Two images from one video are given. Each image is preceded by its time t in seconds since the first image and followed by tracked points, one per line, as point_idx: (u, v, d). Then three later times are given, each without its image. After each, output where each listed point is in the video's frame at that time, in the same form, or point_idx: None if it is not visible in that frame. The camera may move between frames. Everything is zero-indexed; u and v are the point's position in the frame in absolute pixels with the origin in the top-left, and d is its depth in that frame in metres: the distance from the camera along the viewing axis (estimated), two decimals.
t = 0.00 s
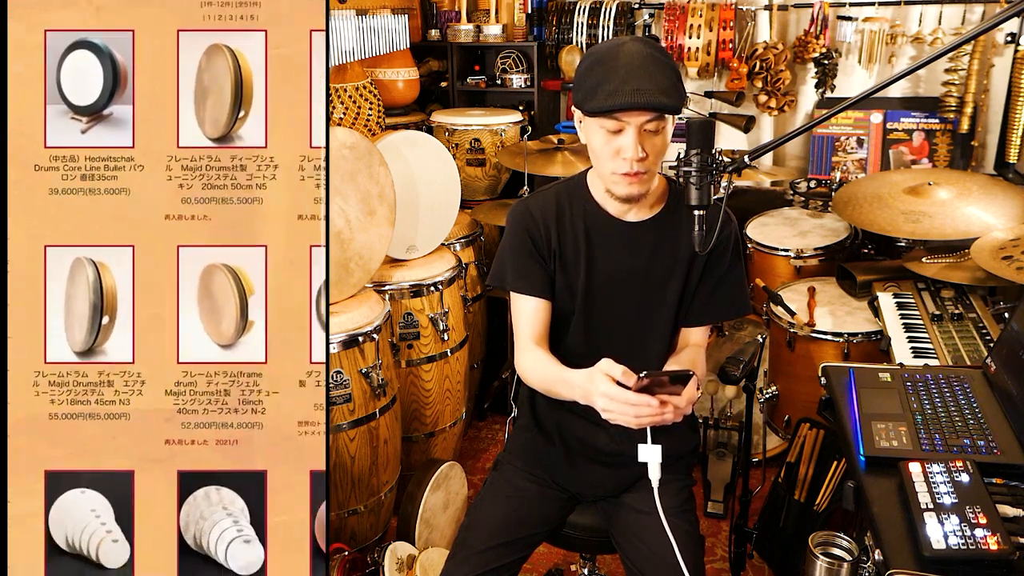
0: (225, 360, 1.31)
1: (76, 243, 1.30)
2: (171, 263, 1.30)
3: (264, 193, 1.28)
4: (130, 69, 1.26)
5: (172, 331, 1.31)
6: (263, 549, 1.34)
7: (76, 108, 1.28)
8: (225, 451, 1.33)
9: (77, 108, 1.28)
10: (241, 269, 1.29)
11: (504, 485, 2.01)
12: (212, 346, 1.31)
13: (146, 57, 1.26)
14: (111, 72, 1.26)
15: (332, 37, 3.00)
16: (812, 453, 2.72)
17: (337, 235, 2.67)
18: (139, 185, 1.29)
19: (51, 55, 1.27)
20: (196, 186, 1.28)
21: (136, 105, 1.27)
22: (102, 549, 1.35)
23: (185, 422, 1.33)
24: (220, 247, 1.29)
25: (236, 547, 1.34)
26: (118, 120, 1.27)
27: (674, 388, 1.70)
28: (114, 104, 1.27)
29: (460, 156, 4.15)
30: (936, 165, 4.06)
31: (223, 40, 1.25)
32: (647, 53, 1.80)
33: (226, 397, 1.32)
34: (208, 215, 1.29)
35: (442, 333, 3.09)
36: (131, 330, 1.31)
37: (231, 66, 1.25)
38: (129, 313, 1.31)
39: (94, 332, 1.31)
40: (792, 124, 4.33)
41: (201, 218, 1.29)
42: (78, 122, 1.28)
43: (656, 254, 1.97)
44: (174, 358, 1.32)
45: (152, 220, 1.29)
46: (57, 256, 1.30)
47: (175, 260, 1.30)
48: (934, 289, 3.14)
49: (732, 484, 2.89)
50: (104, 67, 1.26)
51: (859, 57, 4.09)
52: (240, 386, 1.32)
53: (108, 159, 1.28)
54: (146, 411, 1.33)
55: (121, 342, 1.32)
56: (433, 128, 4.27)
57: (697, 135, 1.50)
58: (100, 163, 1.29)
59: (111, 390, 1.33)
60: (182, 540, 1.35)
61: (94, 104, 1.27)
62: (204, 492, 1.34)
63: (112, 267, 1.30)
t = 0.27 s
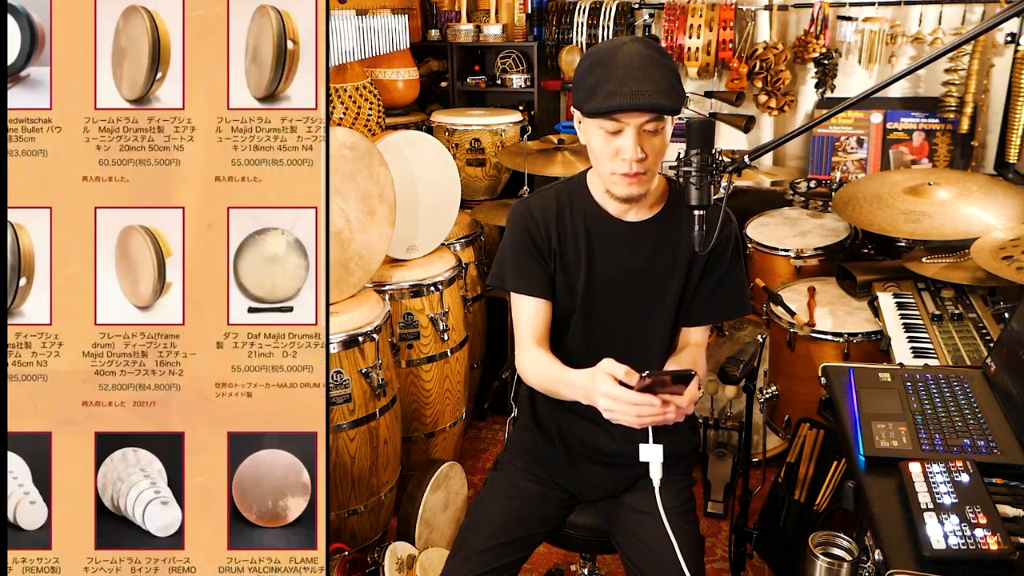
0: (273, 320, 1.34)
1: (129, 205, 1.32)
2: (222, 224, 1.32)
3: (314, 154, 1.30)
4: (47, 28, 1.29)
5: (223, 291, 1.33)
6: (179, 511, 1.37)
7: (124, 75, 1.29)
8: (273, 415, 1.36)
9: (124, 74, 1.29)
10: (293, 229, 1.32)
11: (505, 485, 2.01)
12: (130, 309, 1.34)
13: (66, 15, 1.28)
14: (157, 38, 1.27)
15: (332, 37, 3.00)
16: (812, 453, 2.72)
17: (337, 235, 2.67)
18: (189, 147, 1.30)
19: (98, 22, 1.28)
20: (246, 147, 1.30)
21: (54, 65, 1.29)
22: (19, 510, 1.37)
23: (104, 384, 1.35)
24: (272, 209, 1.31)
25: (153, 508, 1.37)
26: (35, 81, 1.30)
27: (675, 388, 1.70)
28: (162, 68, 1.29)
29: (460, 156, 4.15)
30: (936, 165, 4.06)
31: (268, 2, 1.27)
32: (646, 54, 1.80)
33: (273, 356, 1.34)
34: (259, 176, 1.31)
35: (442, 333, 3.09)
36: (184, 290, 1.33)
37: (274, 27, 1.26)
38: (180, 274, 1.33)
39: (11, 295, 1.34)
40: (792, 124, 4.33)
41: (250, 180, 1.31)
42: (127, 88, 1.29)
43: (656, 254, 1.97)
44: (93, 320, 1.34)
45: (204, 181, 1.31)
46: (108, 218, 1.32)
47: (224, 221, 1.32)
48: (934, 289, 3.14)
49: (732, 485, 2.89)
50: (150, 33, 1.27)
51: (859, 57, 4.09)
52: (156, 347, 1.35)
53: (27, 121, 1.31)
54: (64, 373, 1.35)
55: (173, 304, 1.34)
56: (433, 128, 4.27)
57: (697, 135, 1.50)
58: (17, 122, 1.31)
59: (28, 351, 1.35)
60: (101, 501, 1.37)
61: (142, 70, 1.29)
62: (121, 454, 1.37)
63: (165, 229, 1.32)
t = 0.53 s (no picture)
0: (257, 313, 1.23)
1: (108, 198, 1.21)
2: (204, 217, 1.21)
3: (298, 148, 1.20)
4: (28, 22, 1.18)
5: (205, 283, 1.22)
6: (163, 504, 1.26)
7: (107, 69, 1.19)
8: (256, 409, 1.25)
9: (107, 67, 1.19)
10: (275, 222, 1.21)
11: (504, 485, 2.01)
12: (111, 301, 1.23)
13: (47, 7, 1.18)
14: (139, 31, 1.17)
15: (332, 37, 3.01)
16: (812, 453, 2.72)
17: (337, 235, 2.67)
18: (172, 137, 1.20)
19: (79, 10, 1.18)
20: (229, 140, 1.20)
21: (35, 58, 1.19)
22: None
23: (86, 375, 1.25)
24: (253, 201, 1.20)
25: (136, 502, 1.26)
26: (15, 74, 1.19)
27: (674, 388, 1.69)
28: (145, 61, 1.19)
29: (460, 156, 4.15)
30: (936, 165, 4.06)
31: None
32: (644, 54, 1.80)
33: (255, 350, 1.23)
34: (242, 169, 1.21)
35: (442, 333, 3.09)
36: (166, 285, 1.23)
37: (256, 19, 1.16)
38: (163, 269, 1.23)
39: None
40: (792, 124, 4.33)
41: (232, 173, 1.21)
42: (109, 81, 1.19)
43: (656, 254, 1.97)
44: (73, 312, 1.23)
45: (185, 173, 1.21)
46: (90, 211, 1.22)
47: (208, 215, 1.21)
48: (934, 289, 3.14)
49: (732, 485, 2.89)
50: (133, 25, 1.17)
51: (859, 57, 4.09)
52: (139, 340, 1.24)
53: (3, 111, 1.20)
54: (45, 367, 1.24)
55: (154, 300, 1.23)
56: (433, 128, 4.27)
57: (697, 136, 1.50)
58: None
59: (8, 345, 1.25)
60: (81, 495, 1.26)
61: (125, 62, 1.18)
62: (102, 446, 1.26)
63: (147, 222, 1.22)
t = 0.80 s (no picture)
0: (249, 300, 1.22)
1: (101, 185, 1.21)
2: (196, 204, 1.21)
3: (290, 135, 1.19)
4: (21, 10, 1.18)
5: (198, 272, 1.22)
6: (155, 492, 1.26)
7: (100, 56, 1.18)
8: (248, 398, 1.24)
9: (99, 55, 1.18)
10: (267, 209, 1.20)
11: (505, 485, 2.01)
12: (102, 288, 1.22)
13: None
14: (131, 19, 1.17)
15: (332, 36, 3.01)
16: (812, 453, 2.72)
17: (337, 235, 2.67)
18: (163, 124, 1.19)
19: None
20: (221, 127, 1.19)
21: (28, 45, 1.18)
22: None
23: (78, 363, 1.24)
24: (247, 188, 1.20)
25: (128, 489, 1.26)
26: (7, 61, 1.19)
27: (676, 388, 1.70)
28: (137, 48, 1.18)
29: (460, 156, 4.15)
30: (936, 165, 4.06)
31: None
32: (644, 53, 1.80)
33: (247, 337, 1.23)
34: (234, 157, 1.20)
35: (442, 333, 3.09)
36: (158, 271, 1.22)
37: (250, 7, 1.15)
38: (155, 256, 1.22)
39: None
40: (792, 124, 4.33)
41: (225, 160, 1.20)
42: (102, 69, 1.18)
43: (656, 254, 1.97)
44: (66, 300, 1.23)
45: (177, 160, 1.20)
46: (83, 198, 1.21)
47: (200, 202, 1.21)
48: (934, 289, 3.14)
49: (732, 485, 2.89)
50: (125, 12, 1.16)
51: (859, 57, 4.09)
52: (130, 327, 1.23)
53: None
54: (37, 354, 1.24)
55: (146, 287, 1.22)
56: (433, 128, 4.27)
57: (697, 135, 1.50)
58: None
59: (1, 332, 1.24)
60: (73, 482, 1.25)
61: (117, 50, 1.18)
62: (95, 433, 1.25)
63: (139, 208, 1.21)
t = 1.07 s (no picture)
0: (271, 313, 1.31)
1: (125, 197, 1.30)
2: (222, 216, 1.30)
3: (312, 146, 1.28)
4: (45, 22, 1.27)
5: (224, 283, 1.31)
6: (178, 503, 1.35)
7: (124, 67, 1.27)
8: (274, 407, 1.33)
9: (123, 66, 1.27)
10: (291, 221, 1.29)
11: (505, 485, 2.01)
12: (127, 300, 1.32)
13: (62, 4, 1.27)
14: (155, 30, 1.26)
15: (332, 36, 3.01)
16: (812, 453, 2.72)
17: (337, 235, 2.67)
18: (188, 139, 1.29)
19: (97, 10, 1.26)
20: (245, 140, 1.29)
21: (53, 59, 1.28)
22: (17, 504, 1.35)
23: (102, 376, 1.34)
24: (272, 199, 1.29)
25: (153, 501, 1.35)
26: (33, 73, 1.28)
27: (675, 389, 1.70)
28: (161, 61, 1.27)
29: (460, 156, 4.15)
30: (936, 165, 4.06)
31: None
32: (644, 54, 1.80)
33: (272, 349, 1.32)
34: (259, 170, 1.29)
35: (442, 333, 3.10)
36: (182, 282, 1.32)
37: (273, 18, 1.24)
38: (178, 266, 1.31)
39: (9, 285, 1.32)
40: (792, 124, 4.33)
41: (248, 172, 1.29)
42: (126, 80, 1.27)
43: (656, 254, 1.97)
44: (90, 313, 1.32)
45: (202, 172, 1.29)
46: (105, 209, 1.30)
47: (224, 215, 1.30)
48: (934, 289, 3.14)
49: (732, 485, 2.89)
50: (149, 24, 1.26)
51: (859, 57, 4.09)
52: (156, 340, 1.33)
53: (23, 112, 1.29)
54: (61, 366, 1.34)
55: (170, 297, 1.32)
56: (433, 128, 4.26)
57: (698, 135, 1.50)
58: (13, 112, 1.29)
59: (27, 344, 1.34)
60: (97, 494, 1.35)
61: (141, 61, 1.27)
62: (119, 446, 1.35)
63: (162, 220, 1.31)
